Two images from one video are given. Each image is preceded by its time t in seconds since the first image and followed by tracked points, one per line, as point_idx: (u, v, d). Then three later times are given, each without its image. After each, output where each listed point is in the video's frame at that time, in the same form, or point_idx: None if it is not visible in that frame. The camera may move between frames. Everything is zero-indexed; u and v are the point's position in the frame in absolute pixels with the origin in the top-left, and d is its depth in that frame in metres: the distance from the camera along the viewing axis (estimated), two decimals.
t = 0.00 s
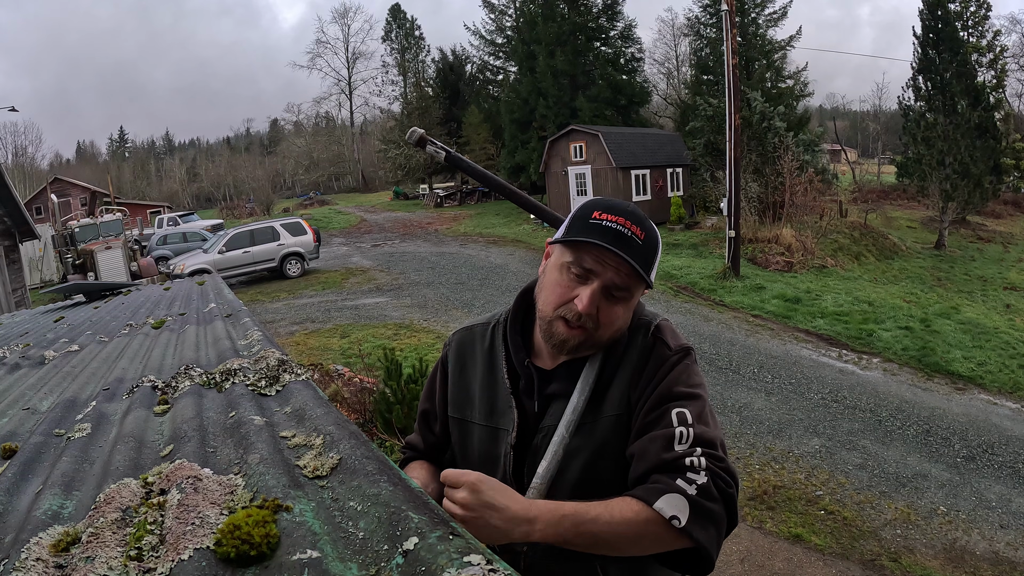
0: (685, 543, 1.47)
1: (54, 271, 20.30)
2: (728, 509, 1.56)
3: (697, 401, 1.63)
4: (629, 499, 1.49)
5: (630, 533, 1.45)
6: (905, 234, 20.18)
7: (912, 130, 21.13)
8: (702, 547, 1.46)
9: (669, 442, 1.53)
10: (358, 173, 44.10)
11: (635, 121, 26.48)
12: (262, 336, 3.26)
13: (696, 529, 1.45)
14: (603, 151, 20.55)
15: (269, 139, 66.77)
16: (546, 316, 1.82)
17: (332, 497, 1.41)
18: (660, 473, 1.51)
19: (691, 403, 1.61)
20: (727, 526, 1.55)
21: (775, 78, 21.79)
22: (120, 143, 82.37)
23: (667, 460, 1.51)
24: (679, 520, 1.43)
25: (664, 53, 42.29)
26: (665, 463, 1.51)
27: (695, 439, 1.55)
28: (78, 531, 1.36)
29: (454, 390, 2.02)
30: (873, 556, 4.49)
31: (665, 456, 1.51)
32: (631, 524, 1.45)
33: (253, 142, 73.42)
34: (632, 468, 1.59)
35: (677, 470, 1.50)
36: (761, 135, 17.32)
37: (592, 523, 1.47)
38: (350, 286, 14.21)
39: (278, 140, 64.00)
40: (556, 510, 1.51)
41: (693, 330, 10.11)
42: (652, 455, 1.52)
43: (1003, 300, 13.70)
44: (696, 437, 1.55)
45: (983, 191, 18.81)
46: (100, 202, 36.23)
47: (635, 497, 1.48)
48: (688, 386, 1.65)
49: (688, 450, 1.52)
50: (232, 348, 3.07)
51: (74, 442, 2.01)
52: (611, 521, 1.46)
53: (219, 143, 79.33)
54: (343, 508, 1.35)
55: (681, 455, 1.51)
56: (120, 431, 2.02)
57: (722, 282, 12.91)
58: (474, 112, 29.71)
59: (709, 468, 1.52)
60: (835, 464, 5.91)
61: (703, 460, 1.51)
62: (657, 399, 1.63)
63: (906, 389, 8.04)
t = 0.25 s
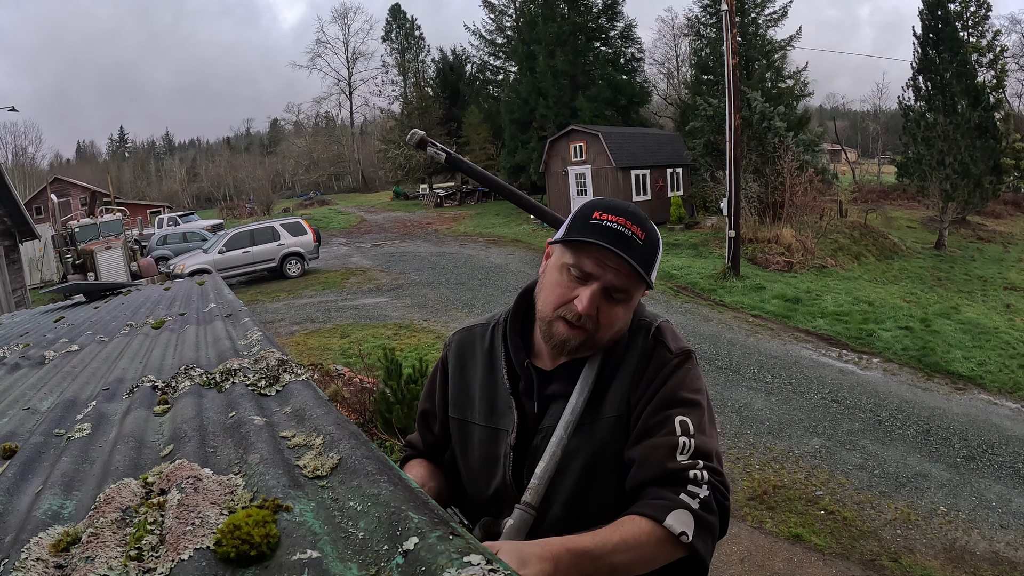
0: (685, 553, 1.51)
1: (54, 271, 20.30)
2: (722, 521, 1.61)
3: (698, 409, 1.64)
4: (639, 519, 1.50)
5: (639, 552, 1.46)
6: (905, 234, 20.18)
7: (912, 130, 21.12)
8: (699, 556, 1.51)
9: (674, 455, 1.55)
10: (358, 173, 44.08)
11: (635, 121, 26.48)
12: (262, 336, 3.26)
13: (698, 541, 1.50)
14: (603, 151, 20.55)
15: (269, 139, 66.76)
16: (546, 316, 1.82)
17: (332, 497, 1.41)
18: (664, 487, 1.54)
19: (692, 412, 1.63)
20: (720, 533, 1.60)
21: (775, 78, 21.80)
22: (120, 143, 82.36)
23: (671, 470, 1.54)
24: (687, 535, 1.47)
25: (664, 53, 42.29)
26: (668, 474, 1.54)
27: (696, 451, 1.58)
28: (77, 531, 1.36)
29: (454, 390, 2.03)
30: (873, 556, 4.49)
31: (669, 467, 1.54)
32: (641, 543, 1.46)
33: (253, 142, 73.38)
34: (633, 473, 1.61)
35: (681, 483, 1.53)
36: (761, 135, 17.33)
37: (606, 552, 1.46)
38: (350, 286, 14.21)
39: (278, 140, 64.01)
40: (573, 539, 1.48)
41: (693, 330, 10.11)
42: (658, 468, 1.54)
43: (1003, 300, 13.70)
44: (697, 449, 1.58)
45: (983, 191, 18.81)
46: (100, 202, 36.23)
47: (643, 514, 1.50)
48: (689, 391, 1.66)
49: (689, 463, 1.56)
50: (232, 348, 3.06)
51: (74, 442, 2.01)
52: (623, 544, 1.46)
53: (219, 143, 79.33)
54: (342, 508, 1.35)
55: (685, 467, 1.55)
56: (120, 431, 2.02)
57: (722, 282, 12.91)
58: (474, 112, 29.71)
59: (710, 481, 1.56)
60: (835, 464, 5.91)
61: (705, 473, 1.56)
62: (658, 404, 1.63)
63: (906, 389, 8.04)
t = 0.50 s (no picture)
0: (686, 556, 1.51)
1: (54, 271, 20.29)
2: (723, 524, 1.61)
3: (699, 411, 1.64)
4: (642, 523, 1.50)
5: (642, 556, 1.46)
6: (905, 234, 20.18)
7: (912, 130, 21.12)
8: (699, 558, 1.51)
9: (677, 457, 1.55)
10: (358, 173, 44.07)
11: (635, 121, 26.48)
12: (263, 336, 3.26)
13: (699, 544, 1.50)
14: (603, 151, 20.56)
15: (269, 139, 66.74)
16: (546, 317, 1.83)
17: (332, 497, 1.41)
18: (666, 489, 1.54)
19: (692, 414, 1.63)
20: (721, 535, 1.60)
21: (775, 78, 21.80)
22: (119, 143, 82.34)
23: (673, 474, 1.54)
24: (690, 538, 1.48)
25: (664, 53, 42.29)
26: (670, 477, 1.55)
27: (697, 454, 1.58)
28: (78, 531, 1.36)
29: (454, 391, 2.03)
30: (873, 556, 4.48)
31: (670, 470, 1.54)
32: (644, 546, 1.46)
33: (253, 142, 73.33)
34: (633, 475, 1.61)
35: (683, 486, 1.54)
36: (761, 135, 17.33)
37: (611, 557, 1.45)
38: (350, 286, 14.21)
39: (278, 140, 64.00)
40: (578, 547, 1.47)
41: (694, 330, 10.11)
42: (660, 471, 1.54)
43: (1003, 300, 13.69)
44: (698, 452, 1.59)
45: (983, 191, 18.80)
46: (100, 202, 36.26)
47: (646, 517, 1.50)
48: (690, 393, 1.66)
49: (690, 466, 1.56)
50: (232, 348, 3.06)
51: (74, 442, 2.01)
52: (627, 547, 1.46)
53: (219, 143, 79.33)
54: (342, 508, 1.35)
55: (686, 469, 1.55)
56: (120, 431, 2.02)
57: (722, 282, 12.91)
58: (474, 112, 29.71)
59: (710, 485, 1.57)
60: (835, 464, 5.91)
61: (706, 477, 1.56)
62: (659, 406, 1.63)
63: (906, 389, 8.04)
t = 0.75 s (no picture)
0: (687, 555, 1.50)
1: (54, 271, 20.29)
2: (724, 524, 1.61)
3: (699, 412, 1.64)
4: (642, 522, 1.50)
5: (643, 554, 1.46)
6: (905, 234, 20.19)
7: (912, 130, 21.13)
8: (700, 558, 1.50)
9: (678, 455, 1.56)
10: (358, 174, 44.07)
11: (635, 121, 26.49)
12: (262, 336, 3.26)
13: (700, 543, 1.49)
14: (603, 151, 20.57)
15: (269, 139, 66.75)
16: (546, 316, 1.83)
17: (333, 497, 1.41)
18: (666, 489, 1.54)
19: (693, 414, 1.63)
20: (722, 535, 1.60)
21: (775, 78, 21.80)
22: (119, 143, 82.34)
23: (673, 474, 1.54)
24: (689, 537, 1.47)
25: (664, 53, 42.30)
26: (670, 477, 1.55)
27: (697, 454, 1.58)
28: (78, 531, 1.36)
29: (455, 392, 2.03)
30: (873, 556, 4.49)
31: (671, 469, 1.55)
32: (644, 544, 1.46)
33: (253, 142, 73.30)
34: (634, 475, 1.61)
35: (683, 485, 1.54)
36: (761, 135, 17.34)
37: (612, 554, 1.45)
38: (350, 286, 14.21)
39: (278, 140, 64.00)
40: (577, 541, 1.48)
41: (693, 330, 10.11)
42: (661, 470, 1.54)
43: (1003, 300, 13.70)
44: (699, 451, 1.58)
45: (984, 191, 18.81)
46: (100, 202, 36.24)
47: (646, 516, 1.50)
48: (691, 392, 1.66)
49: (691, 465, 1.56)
50: (232, 348, 3.06)
51: (74, 442, 2.01)
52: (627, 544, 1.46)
53: (219, 143, 79.31)
54: (343, 508, 1.35)
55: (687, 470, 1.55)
56: (120, 431, 2.02)
57: (722, 282, 12.91)
58: (474, 112, 29.72)
59: (712, 485, 1.56)
60: (835, 464, 5.91)
61: (706, 476, 1.56)
62: (659, 406, 1.63)
63: (906, 389, 8.04)
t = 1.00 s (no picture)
0: (685, 554, 1.50)
1: (54, 271, 20.29)
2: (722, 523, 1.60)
3: (699, 411, 1.64)
4: (638, 518, 1.50)
5: (639, 550, 1.46)
6: (905, 234, 20.18)
7: (912, 130, 21.12)
8: (698, 557, 1.50)
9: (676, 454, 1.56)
10: (358, 174, 44.03)
11: (635, 121, 26.49)
12: (262, 336, 3.26)
13: (697, 541, 1.49)
14: (603, 151, 20.57)
15: (269, 139, 66.72)
16: (544, 316, 1.83)
17: (332, 497, 1.41)
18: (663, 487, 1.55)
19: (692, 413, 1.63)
20: (721, 535, 1.60)
21: (775, 78, 21.80)
22: (119, 143, 82.31)
23: (672, 472, 1.54)
24: (686, 535, 1.47)
25: (664, 53, 42.30)
26: (668, 475, 1.54)
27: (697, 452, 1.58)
28: (78, 531, 1.36)
29: (454, 391, 2.03)
30: (873, 556, 4.48)
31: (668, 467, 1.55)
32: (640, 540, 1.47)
33: (253, 142, 73.32)
34: (633, 475, 1.61)
35: (681, 483, 1.54)
36: (761, 135, 17.35)
37: (607, 546, 1.47)
38: (350, 286, 14.21)
39: (278, 140, 63.97)
40: (573, 532, 1.53)
41: (693, 331, 10.11)
42: (658, 467, 1.55)
43: (1003, 300, 13.69)
44: (697, 451, 1.58)
45: (984, 191, 18.80)
46: (100, 202, 36.23)
47: (643, 513, 1.51)
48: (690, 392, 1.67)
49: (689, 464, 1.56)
50: (232, 348, 3.07)
51: (74, 442, 2.01)
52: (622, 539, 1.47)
53: (219, 143, 79.28)
54: (343, 507, 1.35)
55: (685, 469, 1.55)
56: (120, 430, 2.02)
57: (722, 282, 12.91)
58: (474, 112, 29.72)
59: (710, 484, 1.56)
60: (835, 464, 5.91)
61: (705, 475, 1.56)
62: (658, 407, 1.63)
63: (906, 389, 8.04)
